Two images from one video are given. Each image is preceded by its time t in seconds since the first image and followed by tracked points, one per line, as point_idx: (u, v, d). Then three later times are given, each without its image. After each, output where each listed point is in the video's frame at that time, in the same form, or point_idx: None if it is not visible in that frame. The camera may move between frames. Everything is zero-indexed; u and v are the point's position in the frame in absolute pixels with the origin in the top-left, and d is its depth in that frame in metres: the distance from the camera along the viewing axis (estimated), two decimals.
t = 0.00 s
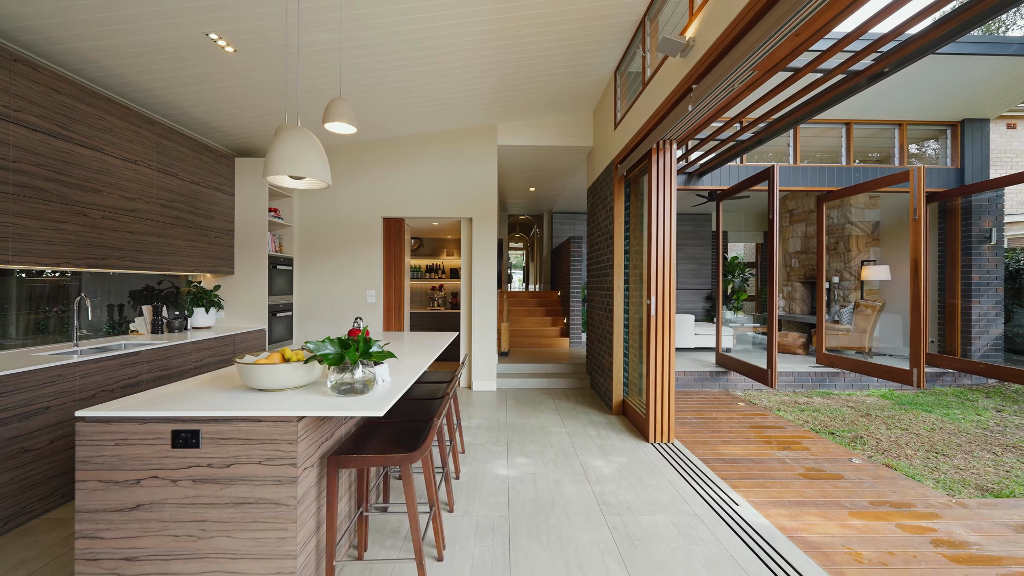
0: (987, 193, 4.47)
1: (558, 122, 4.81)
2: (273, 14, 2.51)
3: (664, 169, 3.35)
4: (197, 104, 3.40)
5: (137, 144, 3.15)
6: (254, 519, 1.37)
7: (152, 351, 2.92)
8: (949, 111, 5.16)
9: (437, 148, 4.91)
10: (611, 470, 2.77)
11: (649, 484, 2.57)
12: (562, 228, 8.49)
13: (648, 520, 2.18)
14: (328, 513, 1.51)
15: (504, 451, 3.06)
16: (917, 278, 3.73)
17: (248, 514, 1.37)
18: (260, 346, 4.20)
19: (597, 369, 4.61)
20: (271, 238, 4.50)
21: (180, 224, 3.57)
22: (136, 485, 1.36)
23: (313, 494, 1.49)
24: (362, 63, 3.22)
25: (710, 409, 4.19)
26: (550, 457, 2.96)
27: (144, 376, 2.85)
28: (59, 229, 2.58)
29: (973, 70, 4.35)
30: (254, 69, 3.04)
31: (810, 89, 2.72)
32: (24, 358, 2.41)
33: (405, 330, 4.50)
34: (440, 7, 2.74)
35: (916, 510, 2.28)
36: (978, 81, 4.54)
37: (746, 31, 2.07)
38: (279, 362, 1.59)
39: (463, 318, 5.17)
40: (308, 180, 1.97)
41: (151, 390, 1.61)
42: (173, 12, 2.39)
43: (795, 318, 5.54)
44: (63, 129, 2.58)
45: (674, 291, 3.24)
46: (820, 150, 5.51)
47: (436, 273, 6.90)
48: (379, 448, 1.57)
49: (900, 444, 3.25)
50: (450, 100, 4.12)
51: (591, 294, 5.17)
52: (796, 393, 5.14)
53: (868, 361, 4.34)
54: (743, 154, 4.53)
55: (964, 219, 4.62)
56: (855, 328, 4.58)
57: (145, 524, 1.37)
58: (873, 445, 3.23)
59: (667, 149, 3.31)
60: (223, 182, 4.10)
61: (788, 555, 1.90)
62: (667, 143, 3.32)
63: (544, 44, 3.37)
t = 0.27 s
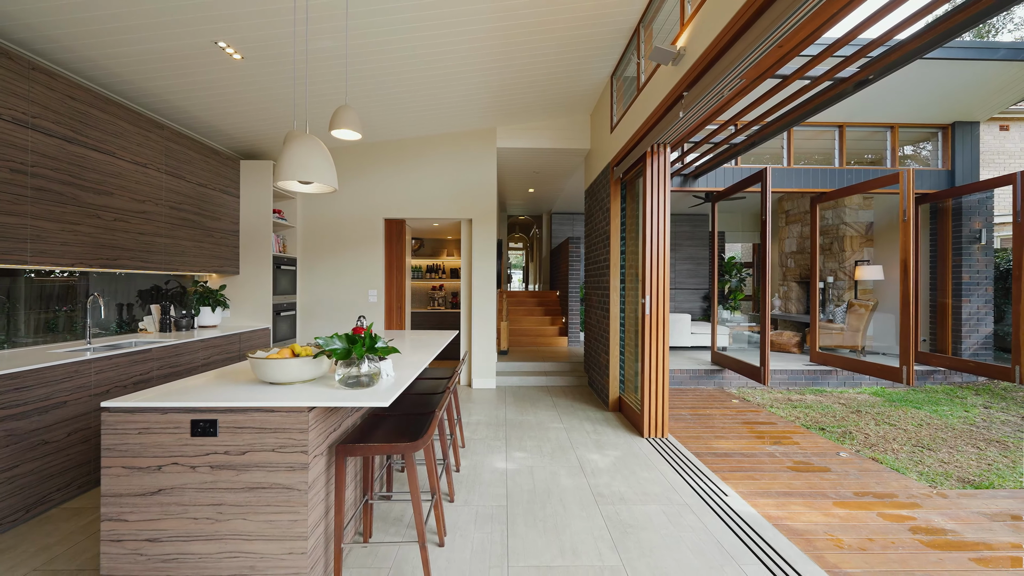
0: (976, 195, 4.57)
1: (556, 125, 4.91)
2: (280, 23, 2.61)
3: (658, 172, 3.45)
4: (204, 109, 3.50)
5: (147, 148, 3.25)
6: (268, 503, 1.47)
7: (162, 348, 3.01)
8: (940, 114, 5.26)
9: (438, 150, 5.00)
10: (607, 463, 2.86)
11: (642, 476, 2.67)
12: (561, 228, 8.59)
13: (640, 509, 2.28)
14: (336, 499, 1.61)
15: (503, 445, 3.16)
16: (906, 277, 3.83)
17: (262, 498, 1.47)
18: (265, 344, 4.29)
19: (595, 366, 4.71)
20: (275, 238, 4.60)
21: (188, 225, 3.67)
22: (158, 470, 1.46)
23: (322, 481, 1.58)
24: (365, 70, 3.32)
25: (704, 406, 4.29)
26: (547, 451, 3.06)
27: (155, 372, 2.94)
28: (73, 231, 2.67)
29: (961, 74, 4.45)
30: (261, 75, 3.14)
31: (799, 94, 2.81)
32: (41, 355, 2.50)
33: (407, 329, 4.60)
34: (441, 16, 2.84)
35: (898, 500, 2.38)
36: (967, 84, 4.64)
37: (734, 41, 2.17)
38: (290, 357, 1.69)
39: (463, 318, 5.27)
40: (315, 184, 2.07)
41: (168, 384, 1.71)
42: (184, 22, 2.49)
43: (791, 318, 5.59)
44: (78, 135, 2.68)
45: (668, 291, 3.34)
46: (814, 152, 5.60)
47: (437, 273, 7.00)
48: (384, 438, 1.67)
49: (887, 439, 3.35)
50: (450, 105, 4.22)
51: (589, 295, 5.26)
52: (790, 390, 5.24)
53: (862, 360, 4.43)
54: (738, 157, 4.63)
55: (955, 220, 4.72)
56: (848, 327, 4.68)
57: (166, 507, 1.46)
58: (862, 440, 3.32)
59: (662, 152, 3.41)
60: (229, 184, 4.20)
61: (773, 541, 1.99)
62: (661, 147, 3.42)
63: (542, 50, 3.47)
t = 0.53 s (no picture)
0: (966, 196, 4.64)
1: (554, 128, 5.00)
2: (287, 33, 2.71)
3: (653, 175, 3.55)
4: (211, 114, 3.60)
5: (157, 152, 3.36)
6: (279, 489, 1.57)
7: (172, 346, 3.11)
8: (931, 117, 5.36)
9: (438, 153, 5.10)
10: (601, 457, 2.96)
11: (635, 469, 2.77)
12: (560, 229, 8.69)
13: (632, 499, 2.38)
14: (343, 486, 1.71)
15: (501, 440, 3.26)
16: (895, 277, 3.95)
17: (274, 484, 1.57)
18: (269, 343, 4.39)
19: (592, 364, 4.80)
20: (279, 239, 4.70)
21: (195, 227, 3.77)
22: (177, 458, 1.56)
23: (329, 469, 1.68)
24: (368, 76, 3.43)
25: (698, 403, 4.39)
26: (544, 446, 3.16)
27: (165, 369, 3.04)
28: (87, 232, 2.77)
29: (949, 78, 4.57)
30: (266, 81, 3.24)
31: (788, 101, 2.92)
32: (57, 352, 2.61)
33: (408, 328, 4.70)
34: (441, 25, 2.94)
35: (880, 491, 2.48)
36: (956, 87, 4.75)
37: (720, 52, 2.28)
38: (298, 353, 1.79)
39: (463, 317, 5.35)
40: (322, 189, 2.16)
41: (183, 378, 1.81)
42: (195, 32, 2.59)
43: (786, 317, 5.74)
44: (91, 140, 2.78)
45: (662, 291, 3.44)
46: (808, 155, 5.69)
47: (437, 273, 7.10)
48: (388, 429, 1.77)
49: (874, 434, 3.45)
50: (450, 109, 4.32)
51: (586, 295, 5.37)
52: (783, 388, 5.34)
53: (855, 358, 4.51)
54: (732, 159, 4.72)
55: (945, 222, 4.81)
56: (841, 326, 4.77)
57: (184, 492, 1.56)
58: (850, 435, 3.43)
59: (655, 156, 3.52)
60: (234, 186, 4.30)
61: (757, 529, 2.09)
62: (655, 151, 3.52)
63: (540, 56, 3.56)
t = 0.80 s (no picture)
0: (955, 198, 4.76)
1: (551, 131, 5.10)
2: (293, 42, 2.82)
3: (647, 178, 3.66)
4: (218, 119, 3.70)
5: (166, 156, 3.46)
6: (290, 476, 1.67)
7: (181, 344, 3.21)
8: (922, 120, 5.47)
9: (439, 155, 5.20)
10: (597, 451, 3.07)
11: (629, 462, 2.87)
12: (559, 230, 8.78)
13: (625, 491, 2.48)
14: (349, 475, 1.81)
15: (500, 435, 3.37)
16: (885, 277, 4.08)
17: (285, 472, 1.67)
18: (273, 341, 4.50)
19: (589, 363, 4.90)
20: (283, 240, 4.80)
21: (202, 228, 3.87)
22: (195, 447, 1.67)
23: (337, 459, 1.78)
24: (371, 83, 3.53)
25: (693, 400, 4.49)
26: (541, 440, 3.27)
27: (175, 367, 3.14)
28: (101, 234, 2.88)
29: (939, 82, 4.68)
30: (272, 87, 3.34)
31: (777, 107, 3.02)
32: (73, 349, 2.71)
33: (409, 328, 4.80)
34: (442, 34, 3.05)
35: (864, 483, 2.58)
36: (946, 92, 4.86)
37: (709, 63, 2.39)
38: (307, 349, 1.89)
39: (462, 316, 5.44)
40: (329, 195, 2.27)
41: (198, 374, 1.91)
42: (205, 42, 2.69)
43: (781, 316, 5.82)
44: (104, 145, 2.89)
45: (656, 290, 3.55)
46: (802, 157, 5.78)
47: (437, 273, 7.20)
48: (392, 421, 1.87)
49: (863, 430, 3.55)
50: (451, 114, 4.42)
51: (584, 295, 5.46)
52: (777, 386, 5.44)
53: (849, 357, 4.60)
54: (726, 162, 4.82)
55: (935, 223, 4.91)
56: (834, 325, 4.87)
57: (201, 480, 1.66)
58: (839, 430, 3.53)
59: (649, 160, 3.63)
60: (240, 189, 4.41)
61: (743, 517, 2.20)
62: (650, 155, 3.63)
63: (537, 63, 3.67)
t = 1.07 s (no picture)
0: (945, 201, 4.83)
1: (550, 134, 5.21)
2: (301, 51, 2.93)
3: (642, 181, 3.77)
4: (225, 125, 3.81)
5: (176, 160, 3.57)
6: (302, 465, 1.77)
7: (191, 343, 3.31)
8: (914, 123, 5.57)
9: (440, 158, 5.30)
10: (593, 445, 3.17)
11: (624, 456, 2.98)
12: (558, 231, 8.88)
13: (619, 482, 2.59)
14: (356, 465, 1.91)
15: (499, 430, 3.47)
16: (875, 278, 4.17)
17: (297, 461, 1.77)
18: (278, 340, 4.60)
19: (587, 361, 5.00)
20: (288, 241, 4.91)
21: (210, 230, 3.98)
22: (212, 438, 1.77)
23: (344, 450, 1.89)
24: (374, 90, 3.64)
25: (688, 397, 4.60)
26: (539, 435, 3.37)
27: (185, 365, 3.24)
28: (114, 236, 2.99)
29: (928, 86, 4.82)
30: (278, 94, 3.44)
31: (767, 114, 3.13)
32: (87, 347, 2.81)
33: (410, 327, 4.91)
34: (443, 42, 3.16)
35: (849, 475, 2.69)
36: (937, 96, 4.99)
37: (698, 73, 2.50)
38: (315, 346, 1.99)
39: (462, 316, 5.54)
40: (335, 199, 2.37)
41: (212, 369, 2.01)
42: (216, 51, 2.80)
43: (777, 316, 5.92)
44: (118, 150, 3.00)
45: (651, 290, 3.65)
46: (797, 159, 5.88)
47: (438, 273, 7.31)
48: (397, 414, 1.97)
49: (851, 426, 3.65)
50: (452, 118, 4.53)
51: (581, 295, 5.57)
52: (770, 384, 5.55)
53: (842, 356, 4.69)
54: (721, 164, 4.92)
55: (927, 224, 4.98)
56: (828, 325, 4.97)
57: (218, 468, 1.77)
58: (828, 426, 3.63)
59: (645, 164, 3.74)
60: (245, 191, 4.51)
61: (731, 507, 2.31)
62: (645, 159, 3.74)
63: (536, 70, 3.78)
